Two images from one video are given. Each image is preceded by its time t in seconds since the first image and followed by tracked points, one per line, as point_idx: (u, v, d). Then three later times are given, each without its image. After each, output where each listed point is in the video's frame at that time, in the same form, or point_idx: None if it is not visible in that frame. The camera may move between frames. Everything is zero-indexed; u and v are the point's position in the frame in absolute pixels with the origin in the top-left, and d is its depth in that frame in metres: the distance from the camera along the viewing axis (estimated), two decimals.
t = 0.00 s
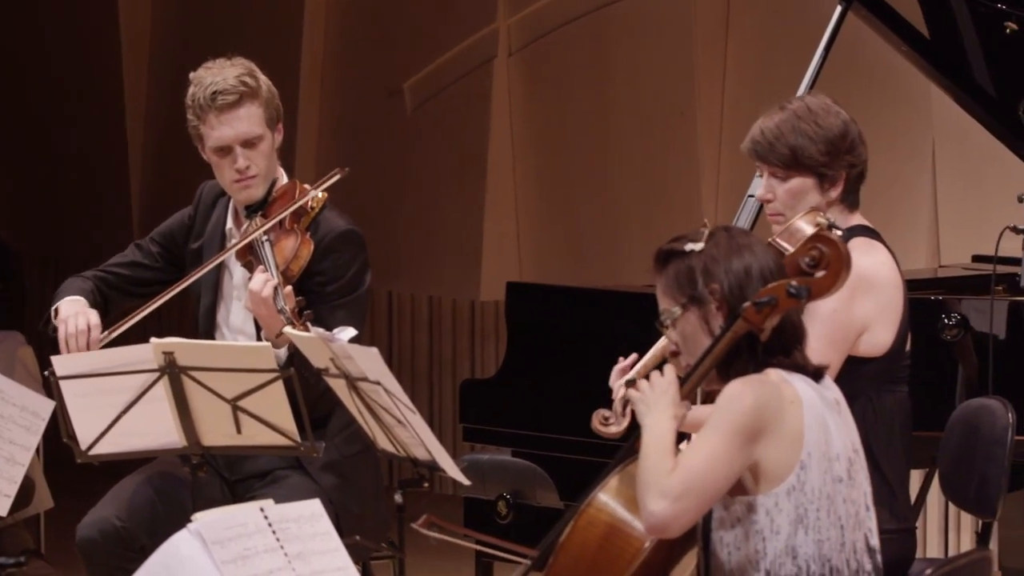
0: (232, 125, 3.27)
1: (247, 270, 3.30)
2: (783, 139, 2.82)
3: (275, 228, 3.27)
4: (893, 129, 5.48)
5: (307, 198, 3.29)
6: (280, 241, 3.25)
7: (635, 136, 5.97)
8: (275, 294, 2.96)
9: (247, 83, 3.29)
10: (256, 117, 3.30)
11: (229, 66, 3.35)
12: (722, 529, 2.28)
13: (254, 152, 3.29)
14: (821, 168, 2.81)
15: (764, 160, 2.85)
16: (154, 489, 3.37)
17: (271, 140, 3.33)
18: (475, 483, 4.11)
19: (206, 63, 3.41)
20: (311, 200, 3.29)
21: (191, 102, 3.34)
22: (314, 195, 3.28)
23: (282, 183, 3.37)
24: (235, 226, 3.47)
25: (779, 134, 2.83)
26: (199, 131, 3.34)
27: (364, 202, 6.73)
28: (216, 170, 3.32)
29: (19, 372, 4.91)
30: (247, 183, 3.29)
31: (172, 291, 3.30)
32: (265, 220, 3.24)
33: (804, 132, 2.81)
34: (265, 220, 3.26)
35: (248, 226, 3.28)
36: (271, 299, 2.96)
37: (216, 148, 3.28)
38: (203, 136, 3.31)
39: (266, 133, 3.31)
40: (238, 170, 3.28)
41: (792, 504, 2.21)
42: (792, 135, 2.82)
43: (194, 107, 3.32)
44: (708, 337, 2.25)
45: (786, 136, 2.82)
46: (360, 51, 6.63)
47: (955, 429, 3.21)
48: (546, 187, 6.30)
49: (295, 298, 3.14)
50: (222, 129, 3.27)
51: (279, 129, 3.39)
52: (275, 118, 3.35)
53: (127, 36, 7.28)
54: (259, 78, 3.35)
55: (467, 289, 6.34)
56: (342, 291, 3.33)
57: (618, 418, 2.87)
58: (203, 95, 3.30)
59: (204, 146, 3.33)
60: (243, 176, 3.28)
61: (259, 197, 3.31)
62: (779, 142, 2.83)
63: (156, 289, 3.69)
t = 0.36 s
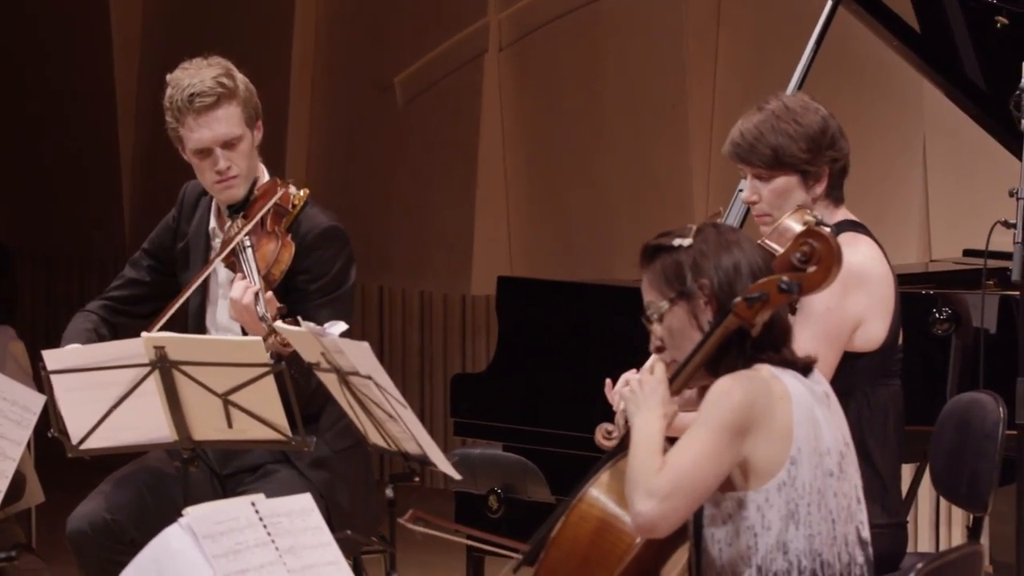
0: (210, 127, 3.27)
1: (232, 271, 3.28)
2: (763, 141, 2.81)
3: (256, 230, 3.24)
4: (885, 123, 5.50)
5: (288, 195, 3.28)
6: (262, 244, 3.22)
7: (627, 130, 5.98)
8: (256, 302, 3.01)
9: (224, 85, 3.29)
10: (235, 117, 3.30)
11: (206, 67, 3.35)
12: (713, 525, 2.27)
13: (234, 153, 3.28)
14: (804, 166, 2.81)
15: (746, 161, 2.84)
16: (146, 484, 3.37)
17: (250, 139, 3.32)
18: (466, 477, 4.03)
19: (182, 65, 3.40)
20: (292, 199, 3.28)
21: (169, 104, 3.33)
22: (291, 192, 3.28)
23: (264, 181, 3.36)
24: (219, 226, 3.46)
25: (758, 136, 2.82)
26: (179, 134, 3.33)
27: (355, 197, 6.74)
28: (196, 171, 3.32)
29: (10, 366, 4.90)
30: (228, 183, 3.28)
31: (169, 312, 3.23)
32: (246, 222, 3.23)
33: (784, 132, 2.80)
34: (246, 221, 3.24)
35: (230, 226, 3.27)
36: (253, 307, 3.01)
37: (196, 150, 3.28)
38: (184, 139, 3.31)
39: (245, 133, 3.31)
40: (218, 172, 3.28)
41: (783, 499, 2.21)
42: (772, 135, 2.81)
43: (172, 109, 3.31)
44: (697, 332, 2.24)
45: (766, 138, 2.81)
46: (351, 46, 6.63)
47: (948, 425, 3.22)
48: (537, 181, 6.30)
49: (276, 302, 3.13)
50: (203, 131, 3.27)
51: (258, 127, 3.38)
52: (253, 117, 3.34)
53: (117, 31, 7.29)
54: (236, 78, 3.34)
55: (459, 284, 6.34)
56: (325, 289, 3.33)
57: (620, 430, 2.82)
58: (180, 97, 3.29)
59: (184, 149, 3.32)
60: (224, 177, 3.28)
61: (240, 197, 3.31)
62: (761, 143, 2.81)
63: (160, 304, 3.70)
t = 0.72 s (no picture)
0: (184, 134, 3.24)
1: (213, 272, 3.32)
2: (754, 136, 2.81)
3: (235, 231, 3.25)
4: (878, 116, 5.50)
5: (268, 193, 3.32)
6: (240, 246, 3.22)
7: (621, 123, 5.98)
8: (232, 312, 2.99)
9: (194, 90, 3.25)
10: (209, 120, 3.27)
11: (176, 71, 3.32)
12: (706, 522, 2.21)
13: (212, 155, 3.27)
14: (796, 161, 2.81)
15: (737, 158, 2.84)
16: (138, 477, 3.37)
17: (227, 139, 3.30)
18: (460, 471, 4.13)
19: (153, 70, 3.38)
20: (272, 195, 3.33)
21: (143, 111, 3.31)
22: (270, 190, 3.32)
23: (245, 178, 3.35)
24: (202, 225, 3.44)
25: (749, 131, 2.82)
26: (156, 140, 3.31)
27: (350, 190, 6.75)
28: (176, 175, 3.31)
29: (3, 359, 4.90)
30: (207, 186, 3.27)
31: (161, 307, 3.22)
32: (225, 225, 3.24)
33: (775, 127, 2.80)
34: (225, 223, 3.26)
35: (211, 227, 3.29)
36: (230, 314, 3.00)
37: (173, 156, 3.26)
38: (160, 145, 3.29)
39: (220, 135, 3.28)
40: (196, 175, 3.26)
41: (776, 494, 2.15)
42: (763, 131, 2.81)
43: (147, 116, 3.29)
44: (688, 329, 2.20)
45: (757, 134, 2.81)
46: (346, 39, 6.64)
47: (944, 418, 3.23)
48: (530, 174, 6.31)
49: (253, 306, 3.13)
50: (177, 137, 3.25)
51: (235, 124, 3.36)
52: (229, 115, 3.32)
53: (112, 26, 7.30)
54: (207, 80, 3.31)
55: (454, 277, 6.35)
56: (309, 284, 3.31)
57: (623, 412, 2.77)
58: (153, 104, 3.27)
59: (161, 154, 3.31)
60: (203, 180, 3.26)
61: (221, 196, 3.31)
62: (751, 138, 2.82)
63: (152, 300, 3.69)
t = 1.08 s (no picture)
0: (184, 112, 3.24)
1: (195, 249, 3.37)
2: (750, 127, 2.81)
3: (222, 213, 3.27)
4: (873, 108, 5.50)
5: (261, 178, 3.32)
6: (223, 225, 3.25)
7: (615, 114, 5.98)
8: (209, 302, 3.10)
9: (196, 69, 3.24)
10: (209, 101, 3.26)
11: (181, 50, 3.30)
12: (700, 513, 2.21)
13: (209, 135, 3.27)
14: (791, 152, 2.81)
15: (733, 149, 2.84)
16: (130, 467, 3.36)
17: (226, 122, 3.30)
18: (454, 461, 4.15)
19: (158, 47, 3.36)
20: (264, 181, 3.33)
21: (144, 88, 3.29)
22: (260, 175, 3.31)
23: (241, 162, 3.35)
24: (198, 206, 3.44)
25: (745, 122, 2.82)
26: (155, 117, 3.30)
27: (345, 179, 6.75)
28: (172, 153, 3.30)
29: None
30: (203, 167, 3.27)
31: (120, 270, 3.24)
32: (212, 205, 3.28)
33: (770, 117, 2.80)
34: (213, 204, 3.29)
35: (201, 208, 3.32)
36: (207, 303, 3.11)
37: (171, 133, 3.26)
38: (159, 121, 3.28)
39: (219, 116, 3.28)
40: (193, 156, 3.26)
41: (768, 484, 2.16)
42: (757, 122, 2.81)
43: (147, 93, 3.27)
44: (680, 322, 2.19)
45: (752, 124, 2.81)
46: (340, 29, 6.64)
47: (939, 408, 3.24)
48: (524, 164, 6.31)
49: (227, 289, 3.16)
50: (176, 115, 3.25)
51: (236, 109, 3.35)
52: (230, 99, 3.31)
53: (106, 15, 7.30)
54: (210, 61, 3.30)
55: (448, 267, 6.35)
56: (290, 275, 3.31)
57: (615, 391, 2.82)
58: (153, 81, 3.25)
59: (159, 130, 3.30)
60: (200, 161, 3.27)
61: (217, 178, 3.31)
62: (746, 130, 2.82)
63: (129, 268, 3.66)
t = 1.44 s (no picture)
0: (209, 83, 3.24)
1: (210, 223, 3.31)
2: (753, 112, 2.82)
3: (239, 183, 3.25)
4: (868, 99, 5.50)
5: (276, 159, 3.27)
6: (241, 196, 3.24)
7: (609, 103, 5.98)
8: (229, 267, 2.95)
9: (229, 42, 3.26)
10: (236, 77, 3.27)
11: (213, 25, 3.32)
12: (692, 501, 2.21)
13: (231, 112, 3.26)
14: (792, 142, 2.82)
15: (733, 133, 2.85)
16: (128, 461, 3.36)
17: (249, 101, 3.30)
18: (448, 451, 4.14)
19: (191, 20, 3.37)
20: (281, 163, 3.29)
21: (173, 57, 3.29)
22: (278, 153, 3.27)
23: (258, 144, 3.34)
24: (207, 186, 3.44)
25: (746, 107, 2.83)
26: (179, 86, 3.30)
27: (341, 169, 6.75)
28: (191, 125, 3.30)
29: None
30: (221, 142, 3.27)
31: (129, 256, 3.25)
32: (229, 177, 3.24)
33: (773, 104, 2.81)
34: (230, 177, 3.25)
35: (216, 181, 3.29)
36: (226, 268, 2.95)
37: (194, 103, 3.26)
38: (183, 90, 3.28)
39: (243, 93, 3.28)
40: (214, 129, 3.26)
41: (760, 474, 2.16)
42: (760, 108, 2.81)
43: (175, 61, 3.28)
44: (675, 306, 2.20)
45: (755, 110, 2.82)
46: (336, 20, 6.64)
47: (934, 398, 3.25)
48: (519, 154, 6.31)
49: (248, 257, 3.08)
50: (201, 85, 3.24)
51: (258, 94, 3.36)
52: (255, 80, 3.32)
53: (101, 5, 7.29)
54: (242, 38, 3.32)
55: (443, 258, 6.35)
56: (302, 258, 3.30)
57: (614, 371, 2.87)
58: (185, 50, 3.26)
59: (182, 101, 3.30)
60: (218, 134, 3.26)
61: (232, 156, 3.30)
62: (747, 115, 2.82)
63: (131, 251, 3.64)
